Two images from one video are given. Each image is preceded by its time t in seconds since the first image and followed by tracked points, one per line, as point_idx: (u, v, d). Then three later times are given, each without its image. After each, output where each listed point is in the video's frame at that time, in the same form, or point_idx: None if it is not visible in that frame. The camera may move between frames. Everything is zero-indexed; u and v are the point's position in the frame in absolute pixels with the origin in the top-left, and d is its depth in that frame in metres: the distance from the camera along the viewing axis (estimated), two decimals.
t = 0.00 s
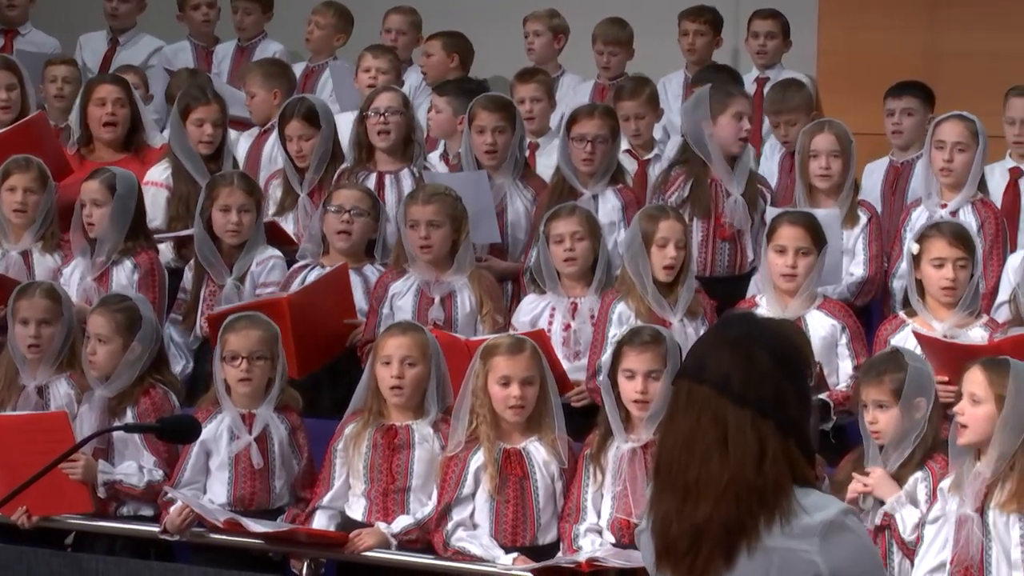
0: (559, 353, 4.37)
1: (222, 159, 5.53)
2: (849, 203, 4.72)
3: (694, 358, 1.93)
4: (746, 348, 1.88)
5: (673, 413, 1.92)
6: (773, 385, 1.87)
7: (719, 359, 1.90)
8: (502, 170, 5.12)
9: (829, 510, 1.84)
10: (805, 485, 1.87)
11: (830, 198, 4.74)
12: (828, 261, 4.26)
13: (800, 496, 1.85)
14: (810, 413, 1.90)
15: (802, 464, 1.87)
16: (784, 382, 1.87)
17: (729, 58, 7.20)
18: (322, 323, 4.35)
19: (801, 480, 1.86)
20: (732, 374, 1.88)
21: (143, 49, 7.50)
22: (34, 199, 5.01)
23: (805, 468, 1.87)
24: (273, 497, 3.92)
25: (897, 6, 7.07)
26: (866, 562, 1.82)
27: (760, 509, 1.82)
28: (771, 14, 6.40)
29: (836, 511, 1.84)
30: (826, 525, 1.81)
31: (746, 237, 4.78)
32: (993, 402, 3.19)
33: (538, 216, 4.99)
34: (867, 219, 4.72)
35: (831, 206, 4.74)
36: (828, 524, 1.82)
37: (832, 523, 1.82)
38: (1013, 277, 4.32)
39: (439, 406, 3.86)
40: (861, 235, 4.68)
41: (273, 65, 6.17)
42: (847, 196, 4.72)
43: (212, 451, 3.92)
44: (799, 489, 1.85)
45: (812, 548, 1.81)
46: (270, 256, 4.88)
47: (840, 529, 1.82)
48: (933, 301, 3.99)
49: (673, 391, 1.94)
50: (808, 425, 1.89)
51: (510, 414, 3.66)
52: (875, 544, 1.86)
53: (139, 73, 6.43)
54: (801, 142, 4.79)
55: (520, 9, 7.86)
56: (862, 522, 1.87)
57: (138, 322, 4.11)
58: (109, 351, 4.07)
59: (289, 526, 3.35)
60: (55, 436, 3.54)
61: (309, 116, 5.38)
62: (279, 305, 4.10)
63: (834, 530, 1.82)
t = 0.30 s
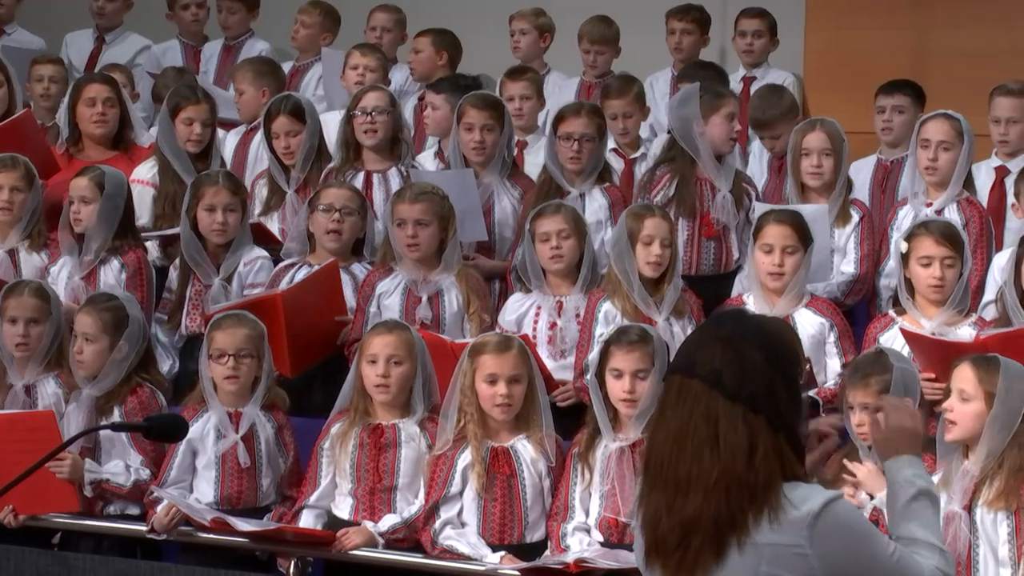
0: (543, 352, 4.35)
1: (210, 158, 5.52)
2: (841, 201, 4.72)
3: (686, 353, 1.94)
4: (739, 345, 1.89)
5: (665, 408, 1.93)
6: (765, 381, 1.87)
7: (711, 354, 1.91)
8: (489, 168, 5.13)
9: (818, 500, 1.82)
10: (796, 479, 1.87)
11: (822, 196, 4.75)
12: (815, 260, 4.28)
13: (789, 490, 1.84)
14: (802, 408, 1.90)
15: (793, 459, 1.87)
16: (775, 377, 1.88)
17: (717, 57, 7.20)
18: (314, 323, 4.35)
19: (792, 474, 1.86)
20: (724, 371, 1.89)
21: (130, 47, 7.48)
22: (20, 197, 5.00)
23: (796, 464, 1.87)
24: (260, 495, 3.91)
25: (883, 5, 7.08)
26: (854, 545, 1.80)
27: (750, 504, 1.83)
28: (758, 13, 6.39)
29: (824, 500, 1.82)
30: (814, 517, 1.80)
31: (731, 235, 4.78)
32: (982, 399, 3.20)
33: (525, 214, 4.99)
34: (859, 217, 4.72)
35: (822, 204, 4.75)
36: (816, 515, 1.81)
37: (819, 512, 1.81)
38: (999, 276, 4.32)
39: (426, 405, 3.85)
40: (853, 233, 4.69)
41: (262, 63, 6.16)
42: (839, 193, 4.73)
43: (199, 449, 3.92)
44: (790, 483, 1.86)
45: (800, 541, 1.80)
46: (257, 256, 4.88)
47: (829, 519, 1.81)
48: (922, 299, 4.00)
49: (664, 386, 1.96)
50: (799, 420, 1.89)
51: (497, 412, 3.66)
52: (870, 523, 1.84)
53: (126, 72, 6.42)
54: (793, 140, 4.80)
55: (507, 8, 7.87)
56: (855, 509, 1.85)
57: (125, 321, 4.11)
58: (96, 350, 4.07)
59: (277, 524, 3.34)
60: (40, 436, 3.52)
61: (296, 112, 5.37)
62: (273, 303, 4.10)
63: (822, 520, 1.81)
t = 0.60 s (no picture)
0: (527, 351, 4.36)
1: (200, 157, 5.51)
2: (829, 200, 4.73)
3: (670, 351, 1.94)
4: (724, 344, 1.89)
5: (649, 406, 1.93)
6: (749, 379, 1.88)
7: (695, 353, 1.91)
8: (476, 166, 5.12)
9: (802, 508, 1.84)
10: (779, 480, 1.88)
11: (810, 195, 4.76)
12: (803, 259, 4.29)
13: (773, 494, 1.86)
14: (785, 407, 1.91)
15: (776, 458, 1.88)
16: (759, 376, 1.88)
17: (703, 56, 7.21)
18: (300, 322, 4.34)
19: (775, 475, 1.87)
20: (708, 369, 1.89)
21: (116, 46, 7.46)
22: (7, 195, 5.00)
23: (779, 465, 1.88)
24: (246, 493, 3.90)
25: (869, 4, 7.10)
26: (835, 563, 1.83)
27: (734, 504, 1.84)
28: (745, 11, 6.40)
29: (807, 511, 1.85)
30: (797, 526, 1.82)
31: (716, 235, 4.78)
32: (971, 397, 3.20)
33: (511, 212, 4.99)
34: (847, 216, 4.73)
35: (810, 203, 4.76)
36: (799, 525, 1.83)
37: (803, 522, 1.83)
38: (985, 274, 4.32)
39: (412, 403, 3.86)
40: (841, 232, 4.69)
41: (249, 62, 6.15)
42: (827, 192, 4.74)
43: (185, 448, 3.91)
44: (773, 484, 1.87)
45: (784, 550, 1.82)
46: (246, 257, 4.87)
47: (811, 530, 1.83)
48: (911, 299, 4.02)
49: (649, 384, 1.96)
50: (783, 419, 1.90)
51: (486, 410, 3.67)
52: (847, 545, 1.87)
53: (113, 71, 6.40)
54: (782, 139, 4.81)
55: (494, 6, 7.87)
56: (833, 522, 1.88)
57: (112, 319, 4.10)
58: (83, 349, 4.06)
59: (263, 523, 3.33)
60: (27, 435, 3.51)
61: (281, 111, 5.36)
62: (258, 300, 4.10)
63: (805, 531, 1.83)
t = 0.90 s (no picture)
0: (514, 349, 4.35)
1: (187, 156, 5.51)
2: (814, 198, 4.74)
3: (658, 348, 1.95)
4: (710, 342, 1.89)
5: (636, 402, 1.94)
6: (733, 376, 1.88)
7: (680, 349, 1.91)
8: (464, 164, 5.12)
9: (788, 497, 1.85)
10: (766, 474, 1.88)
11: (795, 194, 4.76)
12: (790, 257, 4.32)
13: (759, 486, 1.86)
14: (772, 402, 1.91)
15: (762, 453, 1.88)
16: (744, 372, 1.88)
17: (690, 55, 7.22)
18: (286, 321, 4.33)
19: (760, 470, 1.87)
20: (693, 366, 1.89)
21: (102, 44, 7.44)
22: None
23: (766, 460, 1.88)
24: (233, 492, 3.89)
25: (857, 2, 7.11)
26: (828, 543, 1.83)
27: (718, 500, 1.85)
28: (732, 10, 6.41)
29: (794, 497, 1.85)
30: (784, 516, 1.83)
31: (703, 234, 4.78)
32: (962, 396, 3.21)
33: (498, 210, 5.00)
34: (832, 215, 4.74)
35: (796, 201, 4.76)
36: (787, 514, 1.83)
37: (790, 510, 1.83)
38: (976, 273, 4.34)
39: (398, 401, 3.85)
40: (826, 231, 4.71)
41: (236, 61, 6.13)
42: (813, 191, 4.75)
43: (172, 446, 3.90)
44: (758, 479, 1.87)
45: (772, 538, 1.83)
46: (233, 257, 4.86)
47: (799, 517, 1.83)
48: (901, 298, 4.03)
49: (637, 380, 1.96)
50: (769, 415, 1.90)
51: (475, 409, 3.67)
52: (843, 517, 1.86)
53: (100, 69, 6.38)
54: (767, 137, 4.81)
55: (482, 5, 7.86)
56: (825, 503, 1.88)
57: (99, 318, 4.09)
58: (70, 348, 4.05)
59: (250, 523, 3.32)
60: (13, 435, 3.50)
61: (267, 111, 5.36)
62: (244, 300, 4.10)
63: (792, 518, 1.83)
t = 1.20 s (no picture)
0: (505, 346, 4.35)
1: (176, 154, 5.52)
2: (801, 197, 4.76)
3: (643, 349, 1.95)
4: (696, 343, 1.90)
5: (622, 403, 1.94)
6: (718, 376, 1.88)
7: (666, 350, 1.92)
8: (451, 162, 5.12)
9: (776, 503, 1.85)
10: (752, 477, 1.89)
11: (782, 192, 4.77)
12: (776, 255, 4.31)
13: (745, 489, 1.87)
14: (757, 404, 1.91)
15: (748, 455, 1.89)
16: (729, 372, 1.89)
17: (677, 53, 7.22)
18: (271, 320, 4.32)
19: (746, 472, 1.88)
20: (679, 367, 1.90)
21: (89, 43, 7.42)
22: None
23: (752, 462, 1.89)
24: (219, 491, 3.89)
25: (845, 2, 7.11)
26: (817, 550, 1.83)
27: (704, 501, 1.85)
28: (720, 10, 6.42)
29: (783, 503, 1.85)
30: (773, 519, 1.83)
31: (688, 232, 4.79)
32: (951, 397, 3.22)
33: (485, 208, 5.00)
34: (819, 213, 4.76)
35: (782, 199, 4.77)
36: (775, 518, 1.83)
37: (779, 515, 1.83)
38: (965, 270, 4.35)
39: (385, 400, 3.85)
40: (812, 229, 4.72)
41: (223, 59, 6.11)
42: (800, 190, 4.76)
43: (158, 445, 3.90)
44: (744, 481, 1.87)
45: (759, 543, 1.82)
46: (222, 253, 4.87)
47: (787, 522, 1.83)
48: (890, 295, 4.04)
49: (623, 381, 1.97)
50: (755, 416, 1.90)
51: (464, 408, 3.67)
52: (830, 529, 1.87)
53: (86, 67, 6.36)
54: (754, 136, 4.82)
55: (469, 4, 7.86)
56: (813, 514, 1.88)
57: (87, 317, 4.08)
58: (58, 347, 4.04)
59: (238, 521, 3.32)
60: None
61: (256, 111, 5.34)
62: (229, 300, 4.09)
63: (781, 523, 1.83)
